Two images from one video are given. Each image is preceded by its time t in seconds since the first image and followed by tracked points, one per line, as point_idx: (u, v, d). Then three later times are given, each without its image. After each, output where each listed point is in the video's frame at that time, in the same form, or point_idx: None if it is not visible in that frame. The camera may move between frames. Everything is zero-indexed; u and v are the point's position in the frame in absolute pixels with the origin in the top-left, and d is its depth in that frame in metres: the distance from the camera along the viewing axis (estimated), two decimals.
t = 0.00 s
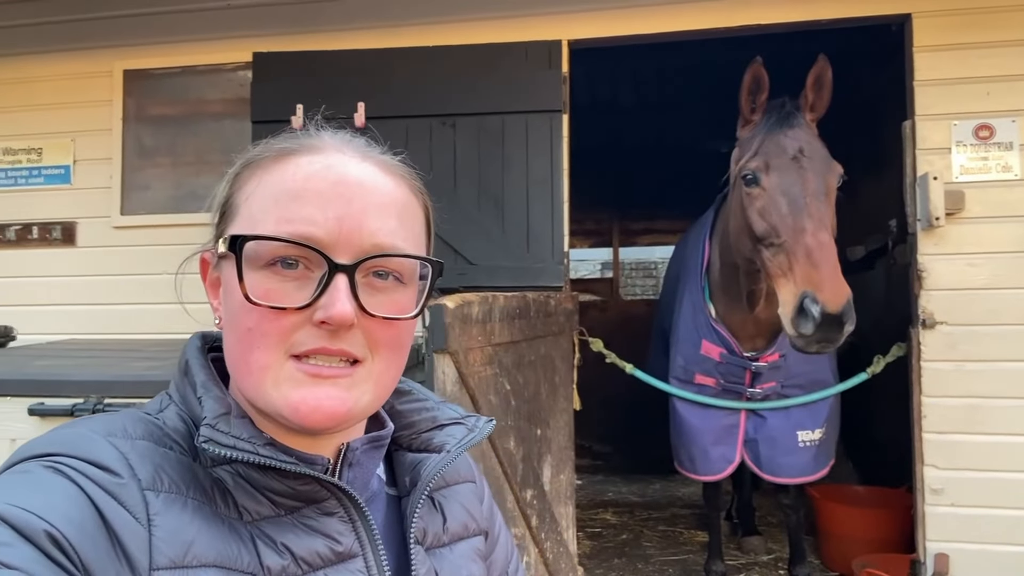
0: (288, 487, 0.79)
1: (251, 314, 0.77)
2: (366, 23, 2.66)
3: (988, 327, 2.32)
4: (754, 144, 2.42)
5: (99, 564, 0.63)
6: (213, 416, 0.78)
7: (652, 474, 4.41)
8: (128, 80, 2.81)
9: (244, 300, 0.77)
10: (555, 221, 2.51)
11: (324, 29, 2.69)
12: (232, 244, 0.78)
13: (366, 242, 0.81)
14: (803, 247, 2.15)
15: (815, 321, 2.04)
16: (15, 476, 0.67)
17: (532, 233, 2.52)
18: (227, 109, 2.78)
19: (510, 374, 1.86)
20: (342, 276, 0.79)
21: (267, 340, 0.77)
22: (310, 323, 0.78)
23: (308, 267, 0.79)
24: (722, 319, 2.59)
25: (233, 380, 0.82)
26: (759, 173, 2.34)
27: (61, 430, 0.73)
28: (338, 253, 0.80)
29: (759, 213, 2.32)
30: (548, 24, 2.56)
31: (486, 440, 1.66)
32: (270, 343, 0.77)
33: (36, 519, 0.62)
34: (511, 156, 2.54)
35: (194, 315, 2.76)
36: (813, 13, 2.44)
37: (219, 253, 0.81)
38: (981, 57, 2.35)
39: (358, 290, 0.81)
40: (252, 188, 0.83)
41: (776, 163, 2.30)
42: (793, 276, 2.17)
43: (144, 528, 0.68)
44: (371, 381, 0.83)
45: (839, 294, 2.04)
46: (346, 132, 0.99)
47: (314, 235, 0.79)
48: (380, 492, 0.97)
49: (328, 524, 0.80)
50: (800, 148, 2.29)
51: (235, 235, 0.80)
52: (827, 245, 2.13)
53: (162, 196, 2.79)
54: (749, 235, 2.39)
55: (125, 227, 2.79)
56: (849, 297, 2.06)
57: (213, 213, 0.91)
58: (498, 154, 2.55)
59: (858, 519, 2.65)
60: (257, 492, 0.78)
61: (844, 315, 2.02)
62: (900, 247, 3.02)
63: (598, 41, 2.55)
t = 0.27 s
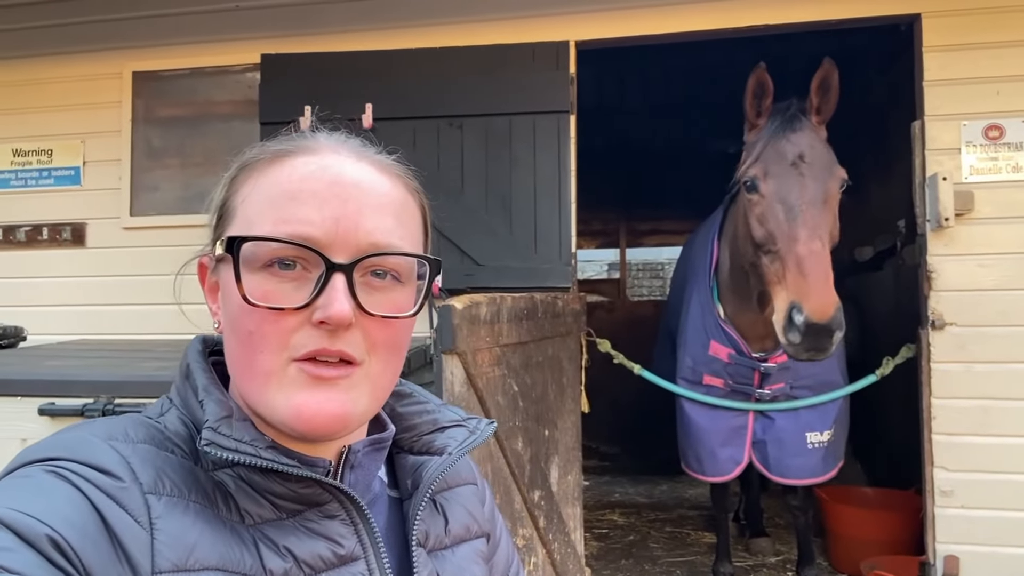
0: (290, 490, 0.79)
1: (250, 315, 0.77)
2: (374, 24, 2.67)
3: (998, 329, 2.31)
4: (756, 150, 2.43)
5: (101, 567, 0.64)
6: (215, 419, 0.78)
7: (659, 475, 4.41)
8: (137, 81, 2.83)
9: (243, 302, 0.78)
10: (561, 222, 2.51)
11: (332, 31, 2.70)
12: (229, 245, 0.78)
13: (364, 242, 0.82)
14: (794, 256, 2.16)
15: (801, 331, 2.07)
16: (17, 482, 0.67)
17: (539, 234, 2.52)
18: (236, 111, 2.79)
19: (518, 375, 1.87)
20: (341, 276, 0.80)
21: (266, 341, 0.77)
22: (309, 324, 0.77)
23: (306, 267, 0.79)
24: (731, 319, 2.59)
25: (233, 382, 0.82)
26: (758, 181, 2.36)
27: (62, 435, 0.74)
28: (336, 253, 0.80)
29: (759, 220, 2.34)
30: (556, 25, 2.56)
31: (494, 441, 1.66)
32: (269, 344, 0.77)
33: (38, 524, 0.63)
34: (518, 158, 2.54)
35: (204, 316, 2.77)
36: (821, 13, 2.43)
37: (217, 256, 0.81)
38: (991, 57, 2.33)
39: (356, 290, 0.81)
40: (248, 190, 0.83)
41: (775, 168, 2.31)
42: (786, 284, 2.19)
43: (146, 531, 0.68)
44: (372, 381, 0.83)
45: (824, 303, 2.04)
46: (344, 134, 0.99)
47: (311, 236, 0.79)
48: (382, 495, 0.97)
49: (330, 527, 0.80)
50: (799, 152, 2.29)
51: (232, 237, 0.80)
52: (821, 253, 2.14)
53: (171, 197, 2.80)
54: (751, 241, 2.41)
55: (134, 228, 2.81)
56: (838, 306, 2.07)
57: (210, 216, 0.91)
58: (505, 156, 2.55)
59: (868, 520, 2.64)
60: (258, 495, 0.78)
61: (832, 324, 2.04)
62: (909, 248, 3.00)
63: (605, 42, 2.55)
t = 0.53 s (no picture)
0: (291, 493, 0.79)
1: (253, 321, 0.77)
2: (376, 24, 2.66)
3: (1001, 330, 2.30)
4: (749, 152, 2.43)
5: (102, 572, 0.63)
6: (217, 423, 0.78)
7: (661, 474, 4.40)
8: (139, 81, 2.83)
9: (245, 308, 0.77)
10: (563, 222, 2.51)
11: (334, 31, 2.70)
12: (231, 252, 0.78)
13: (366, 245, 0.81)
14: (775, 262, 2.19)
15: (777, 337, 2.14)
16: (16, 486, 0.66)
17: (541, 234, 2.52)
18: (238, 110, 2.79)
19: (519, 376, 1.86)
20: (343, 280, 0.79)
21: (269, 346, 0.77)
22: (312, 329, 0.77)
23: (308, 272, 0.79)
24: (735, 320, 2.59)
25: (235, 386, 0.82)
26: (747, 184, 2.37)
27: (62, 440, 0.73)
28: (337, 257, 0.80)
29: (747, 223, 2.36)
30: (558, 25, 2.55)
31: (495, 442, 1.66)
32: (272, 349, 0.77)
33: (39, 528, 0.62)
34: (520, 158, 2.54)
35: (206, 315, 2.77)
36: (824, 13, 2.43)
37: (218, 262, 0.81)
38: (994, 57, 2.33)
39: (359, 294, 0.80)
40: (249, 196, 0.83)
41: (763, 173, 2.32)
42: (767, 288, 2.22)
43: (147, 536, 0.67)
44: (376, 384, 0.82)
45: (799, 311, 2.09)
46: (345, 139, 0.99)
47: (313, 240, 0.79)
48: (384, 500, 0.96)
49: (332, 530, 0.80)
50: (789, 156, 2.29)
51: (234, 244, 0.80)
52: (801, 259, 2.16)
53: (173, 197, 2.80)
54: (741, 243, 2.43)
55: (135, 227, 2.81)
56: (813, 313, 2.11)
57: (211, 222, 0.91)
58: (507, 156, 2.55)
59: (872, 522, 2.64)
60: (260, 500, 0.78)
61: (807, 330, 2.10)
62: (912, 249, 3.00)
63: (608, 42, 2.54)
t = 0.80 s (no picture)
0: (293, 494, 0.78)
1: (255, 324, 0.77)
2: (375, 26, 2.66)
3: (1001, 334, 2.30)
4: (731, 146, 2.44)
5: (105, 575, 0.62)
6: (219, 423, 0.77)
7: (660, 477, 4.40)
8: (138, 82, 2.83)
9: (247, 311, 0.77)
10: (562, 224, 2.51)
11: (334, 33, 2.70)
12: (232, 255, 0.78)
13: (368, 247, 0.81)
14: (747, 254, 2.24)
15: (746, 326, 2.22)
16: (17, 490, 0.66)
17: (540, 236, 2.52)
18: (237, 112, 2.79)
19: (518, 379, 1.86)
20: (346, 282, 0.79)
21: (270, 349, 0.76)
22: (315, 331, 0.77)
23: (309, 274, 0.78)
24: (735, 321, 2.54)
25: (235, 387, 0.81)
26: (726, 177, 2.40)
27: (62, 442, 0.73)
28: (340, 260, 0.80)
29: (727, 216, 2.39)
30: (558, 28, 2.55)
31: (494, 444, 1.66)
32: (273, 352, 0.76)
33: (41, 531, 0.61)
34: (519, 160, 2.54)
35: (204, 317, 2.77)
36: (824, 17, 2.43)
37: (217, 265, 0.81)
38: (994, 61, 2.33)
39: (361, 296, 0.80)
40: (248, 199, 0.83)
41: (741, 166, 2.34)
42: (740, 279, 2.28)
43: (149, 537, 0.67)
44: (378, 385, 0.82)
45: (766, 300, 2.18)
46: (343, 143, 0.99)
47: (315, 243, 0.79)
48: (385, 499, 0.96)
49: (334, 530, 0.79)
50: (768, 151, 2.32)
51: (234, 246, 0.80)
52: (773, 253, 2.20)
53: (171, 199, 2.80)
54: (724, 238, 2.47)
55: (134, 229, 2.80)
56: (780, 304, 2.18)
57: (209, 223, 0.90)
58: (507, 158, 2.55)
59: (870, 527, 2.63)
60: (261, 500, 0.77)
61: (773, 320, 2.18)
62: (911, 252, 3.00)
63: (607, 45, 2.54)
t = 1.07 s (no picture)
0: (292, 494, 0.77)
1: (267, 327, 0.76)
2: (375, 27, 2.66)
3: (1002, 337, 2.29)
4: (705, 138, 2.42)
5: None
6: (217, 424, 0.77)
7: (659, 480, 4.39)
8: (138, 83, 2.83)
9: (259, 313, 0.76)
10: (562, 226, 2.50)
11: (334, 34, 2.69)
12: (243, 257, 0.76)
13: (379, 248, 0.80)
14: (701, 242, 2.20)
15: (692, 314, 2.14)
16: (13, 493, 0.65)
17: (540, 237, 2.51)
18: (237, 112, 2.78)
19: (517, 380, 1.85)
20: (358, 283, 0.78)
21: (283, 353, 0.76)
22: (328, 333, 0.77)
23: (321, 276, 0.78)
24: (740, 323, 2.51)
25: (239, 388, 0.81)
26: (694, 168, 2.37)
27: (58, 445, 0.72)
28: (351, 260, 0.79)
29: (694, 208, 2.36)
30: (559, 29, 2.55)
31: (492, 446, 1.65)
32: (286, 356, 0.76)
33: (37, 535, 0.61)
34: (519, 161, 2.54)
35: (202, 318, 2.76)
36: (825, 19, 2.42)
37: (219, 266, 0.79)
38: (995, 63, 2.32)
39: (372, 297, 0.80)
40: (254, 198, 0.81)
41: (708, 156, 2.31)
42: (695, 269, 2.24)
43: (146, 539, 0.66)
44: (387, 386, 0.82)
45: (709, 287, 2.10)
46: (343, 138, 0.97)
47: (328, 244, 0.78)
48: (384, 497, 0.96)
49: (333, 530, 0.78)
50: (736, 141, 2.28)
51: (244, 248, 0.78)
52: (726, 243, 2.17)
53: (171, 199, 2.79)
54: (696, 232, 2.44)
55: (133, 229, 2.80)
56: (730, 292, 2.11)
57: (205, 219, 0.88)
58: (507, 159, 2.54)
59: (871, 530, 2.62)
60: (260, 500, 0.76)
61: (720, 307, 2.09)
62: (912, 255, 2.99)
63: (608, 46, 2.54)
